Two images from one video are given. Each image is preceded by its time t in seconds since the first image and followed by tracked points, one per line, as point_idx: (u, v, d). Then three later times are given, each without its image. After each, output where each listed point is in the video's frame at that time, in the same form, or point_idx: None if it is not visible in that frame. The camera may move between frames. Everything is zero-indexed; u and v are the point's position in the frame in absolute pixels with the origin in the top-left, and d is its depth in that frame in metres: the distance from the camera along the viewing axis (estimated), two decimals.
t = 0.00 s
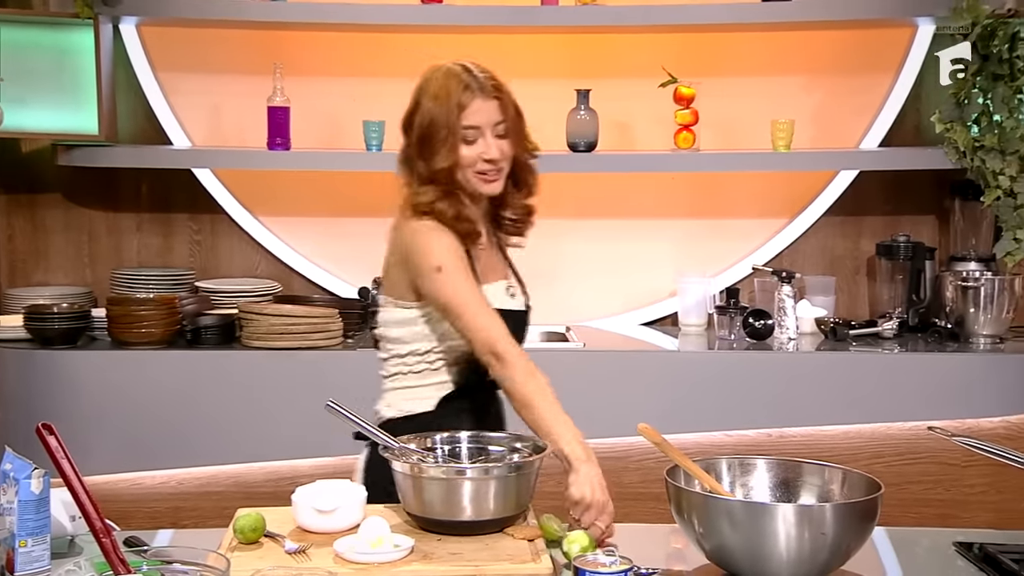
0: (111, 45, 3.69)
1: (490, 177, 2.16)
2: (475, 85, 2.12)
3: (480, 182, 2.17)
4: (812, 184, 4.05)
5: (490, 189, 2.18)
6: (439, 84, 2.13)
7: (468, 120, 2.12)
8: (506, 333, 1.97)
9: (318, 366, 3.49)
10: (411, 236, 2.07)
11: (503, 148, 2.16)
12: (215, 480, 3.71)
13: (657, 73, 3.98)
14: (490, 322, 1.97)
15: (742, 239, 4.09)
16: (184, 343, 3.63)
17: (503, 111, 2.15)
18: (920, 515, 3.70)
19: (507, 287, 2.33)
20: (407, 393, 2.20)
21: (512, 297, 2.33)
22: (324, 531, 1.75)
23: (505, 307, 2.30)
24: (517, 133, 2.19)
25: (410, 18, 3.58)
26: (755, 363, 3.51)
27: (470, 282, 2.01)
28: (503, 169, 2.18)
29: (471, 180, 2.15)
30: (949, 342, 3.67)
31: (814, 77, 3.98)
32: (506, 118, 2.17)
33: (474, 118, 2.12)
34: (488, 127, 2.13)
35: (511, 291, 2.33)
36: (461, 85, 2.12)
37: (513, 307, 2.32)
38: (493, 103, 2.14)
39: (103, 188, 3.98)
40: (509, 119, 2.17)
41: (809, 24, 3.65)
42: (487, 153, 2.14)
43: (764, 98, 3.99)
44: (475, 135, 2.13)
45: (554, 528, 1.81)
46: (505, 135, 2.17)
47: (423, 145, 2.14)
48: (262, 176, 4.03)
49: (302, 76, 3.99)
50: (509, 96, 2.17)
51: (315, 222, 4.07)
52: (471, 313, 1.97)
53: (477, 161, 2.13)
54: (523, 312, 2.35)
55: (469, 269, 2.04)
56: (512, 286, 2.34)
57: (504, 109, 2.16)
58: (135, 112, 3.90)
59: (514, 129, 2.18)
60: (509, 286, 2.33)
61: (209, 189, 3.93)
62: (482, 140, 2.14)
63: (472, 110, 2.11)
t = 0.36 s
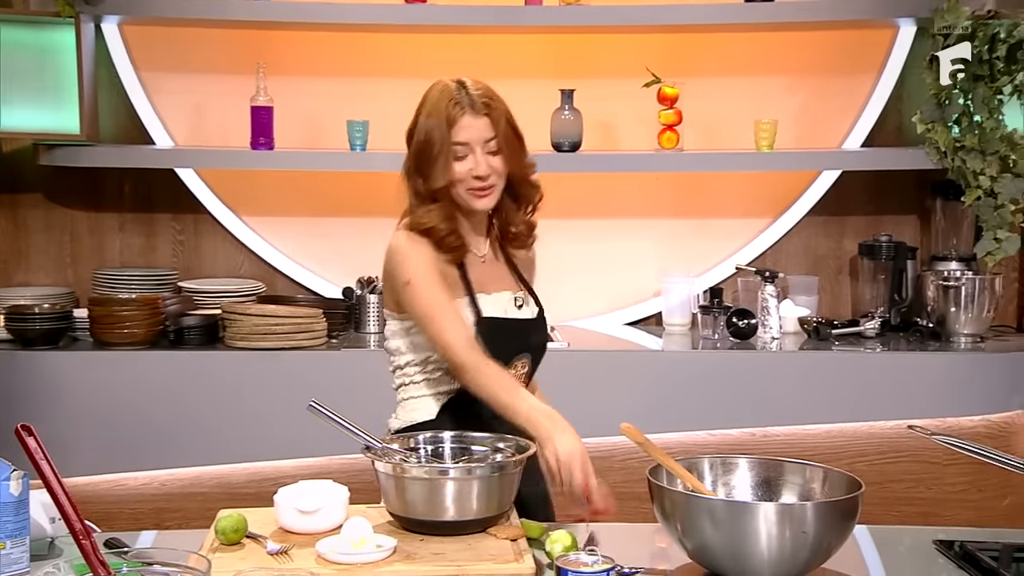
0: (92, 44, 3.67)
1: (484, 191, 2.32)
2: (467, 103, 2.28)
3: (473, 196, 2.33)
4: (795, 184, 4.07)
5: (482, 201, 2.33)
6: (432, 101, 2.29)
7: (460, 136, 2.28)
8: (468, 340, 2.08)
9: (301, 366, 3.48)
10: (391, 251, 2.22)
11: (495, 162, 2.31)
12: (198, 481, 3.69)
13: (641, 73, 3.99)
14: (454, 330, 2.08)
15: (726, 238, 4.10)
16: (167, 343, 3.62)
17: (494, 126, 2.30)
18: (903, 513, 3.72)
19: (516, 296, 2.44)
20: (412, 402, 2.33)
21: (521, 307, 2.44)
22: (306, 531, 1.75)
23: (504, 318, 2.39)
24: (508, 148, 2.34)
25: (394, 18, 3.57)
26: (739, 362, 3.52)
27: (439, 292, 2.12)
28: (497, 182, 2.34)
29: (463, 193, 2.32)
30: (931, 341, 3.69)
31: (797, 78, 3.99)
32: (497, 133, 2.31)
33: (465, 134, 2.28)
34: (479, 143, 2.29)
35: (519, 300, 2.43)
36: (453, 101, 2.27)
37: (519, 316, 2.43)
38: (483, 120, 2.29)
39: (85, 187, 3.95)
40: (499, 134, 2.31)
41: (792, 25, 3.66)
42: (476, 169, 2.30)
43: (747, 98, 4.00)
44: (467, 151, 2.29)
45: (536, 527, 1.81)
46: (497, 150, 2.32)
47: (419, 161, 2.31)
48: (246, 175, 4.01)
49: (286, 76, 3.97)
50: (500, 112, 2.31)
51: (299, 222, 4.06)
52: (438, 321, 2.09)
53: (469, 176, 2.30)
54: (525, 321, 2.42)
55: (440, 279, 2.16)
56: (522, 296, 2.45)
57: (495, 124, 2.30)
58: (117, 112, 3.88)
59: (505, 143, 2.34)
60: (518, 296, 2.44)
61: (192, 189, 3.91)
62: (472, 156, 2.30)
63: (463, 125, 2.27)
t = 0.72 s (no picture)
0: (99, 44, 3.67)
1: (467, 171, 2.36)
2: (462, 81, 2.35)
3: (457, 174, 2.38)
4: (800, 184, 4.07)
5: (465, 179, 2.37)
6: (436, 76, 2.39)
7: (451, 113, 2.34)
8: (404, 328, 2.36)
9: (307, 366, 3.49)
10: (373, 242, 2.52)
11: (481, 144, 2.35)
12: (203, 481, 3.70)
13: (646, 73, 3.99)
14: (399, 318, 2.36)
15: (732, 238, 4.10)
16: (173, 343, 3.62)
17: (486, 108, 2.35)
18: (909, 513, 3.73)
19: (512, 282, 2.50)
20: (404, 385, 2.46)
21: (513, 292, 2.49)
22: (312, 531, 1.75)
23: (487, 302, 2.46)
24: (501, 131, 2.36)
25: (399, 18, 3.57)
26: (745, 361, 3.51)
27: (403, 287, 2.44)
28: (486, 165, 2.38)
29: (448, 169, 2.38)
30: (937, 341, 3.69)
31: (803, 77, 3.99)
32: (489, 116, 2.35)
33: (455, 111, 2.34)
34: (467, 122, 2.34)
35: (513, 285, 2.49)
36: (449, 79, 2.35)
37: (508, 299, 2.48)
38: (476, 101, 2.35)
39: (90, 187, 3.96)
40: (490, 117, 2.34)
41: (798, 25, 3.65)
42: (460, 147, 2.35)
43: (752, 98, 4.00)
44: (456, 129, 2.35)
45: (541, 526, 1.81)
46: (488, 132, 2.36)
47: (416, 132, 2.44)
48: (252, 176, 4.02)
49: (291, 76, 3.98)
50: (496, 95, 2.35)
51: (305, 222, 4.06)
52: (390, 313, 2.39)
53: (453, 154, 2.35)
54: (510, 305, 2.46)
55: (405, 274, 2.47)
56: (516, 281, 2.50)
57: (489, 106, 2.35)
58: (123, 112, 3.89)
59: (500, 127, 2.36)
60: (513, 281, 2.50)
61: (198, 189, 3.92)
62: (460, 134, 2.35)
63: (455, 103, 2.34)
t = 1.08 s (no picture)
0: (118, 45, 3.69)
1: (494, 182, 2.19)
2: (502, 87, 2.17)
3: (483, 183, 2.21)
4: (817, 184, 4.05)
5: (491, 190, 2.20)
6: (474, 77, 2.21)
7: (485, 120, 2.18)
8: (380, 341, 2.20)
9: (323, 366, 3.50)
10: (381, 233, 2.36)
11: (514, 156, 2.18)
12: (220, 480, 3.72)
13: (662, 72, 3.98)
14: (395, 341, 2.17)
15: (749, 238, 4.08)
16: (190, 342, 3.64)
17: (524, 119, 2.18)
18: (927, 515, 3.71)
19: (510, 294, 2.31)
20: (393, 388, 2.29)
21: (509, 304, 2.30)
22: (331, 531, 1.76)
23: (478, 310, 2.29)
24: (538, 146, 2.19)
25: (416, 18, 3.58)
26: (762, 362, 3.50)
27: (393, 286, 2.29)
28: (515, 178, 2.21)
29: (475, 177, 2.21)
30: (955, 342, 3.67)
31: (819, 77, 3.97)
32: (525, 128, 2.18)
33: (491, 119, 2.17)
34: (501, 132, 2.17)
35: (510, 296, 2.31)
36: (488, 84, 2.18)
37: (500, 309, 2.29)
38: (514, 110, 2.18)
39: (108, 187, 3.98)
40: (528, 130, 2.18)
41: (815, 24, 3.64)
42: (492, 156, 2.18)
43: (768, 98, 3.99)
44: (490, 136, 2.18)
45: (559, 527, 1.81)
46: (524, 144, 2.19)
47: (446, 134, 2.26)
48: (270, 176, 4.03)
49: (308, 76, 3.99)
50: (537, 106, 2.19)
51: (322, 221, 4.07)
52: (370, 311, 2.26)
53: (483, 162, 2.18)
54: (500, 315, 2.28)
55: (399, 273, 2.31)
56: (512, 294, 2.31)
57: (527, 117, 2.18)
58: (142, 112, 3.91)
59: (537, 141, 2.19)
60: (511, 293, 2.31)
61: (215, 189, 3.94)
62: (493, 142, 2.18)
63: (491, 110, 2.17)
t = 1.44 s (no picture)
0: (145, 47, 3.71)
1: (526, 194, 2.16)
2: (536, 98, 2.12)
3: (514, 193, 2.17)
4: (843, 184, 4.02)
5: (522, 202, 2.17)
6: (507, 84, 2.15)
7: (518, 130, 2.12)
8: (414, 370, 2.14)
9: (347, 366, 3.51)
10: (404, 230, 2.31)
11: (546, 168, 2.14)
12: (245, 479, 3.74)
13: (687, 72, 3.97)
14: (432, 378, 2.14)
15: (774, 239, 4.06)
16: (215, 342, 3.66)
17: (557, 132, 2.13)
18: (955, 519, 3.68)
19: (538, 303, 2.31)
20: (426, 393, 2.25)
21: (539, 314, 2.30)
22: (357, 530, 1.76)
23: (505, 320, 2.28)
24: (572, 159, 2.14)
25: (441, 18, 3.58)
26: (788, 363, 3.49)
27: (417, 284, 2.25)
28: (546, 190, 2.18)
29: (505, 187, 2.17)
30: (984, 343, 3.64)
31: (844, 77, 3.95)
32: (558, 140, 2.13)
33: (523, 129, 2.12)
34: (534, 143, 2.12)
35: (539, 306, 2.30)
36: (522, 93, 2.12)
37: (529, 319, 2.29)
38: (548, 121, 2.13)
39: (135, 188, 4.01)
40: (561, 142, 2.13)
41: (841, 23, 3.61)
42: (524, 168, 2.13)
43: (793, 99, 3.97)
44: (522, 148, 2.13)
45: (584, 527, 1.80)
46: (557, 156, 2.14)
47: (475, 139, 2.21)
48: (295, 177, 4.05)
49: (332, 77, 4.00)
50: (572, 118, 2.13)
51: (346, 222, 4.08)
52: (391, 311, 2.22)
53: (514, 173, 2.14)
54: (527, 325, 2.28)
55: (422, 273, 2.26)
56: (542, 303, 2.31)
57: (561, 130, 2.13)
58: (168, 113, 3.94)
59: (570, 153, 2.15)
60: (540, 303, 2.30)
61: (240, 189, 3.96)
62: (525, 154, 2.14)
63: (524, 121, 2.12)
